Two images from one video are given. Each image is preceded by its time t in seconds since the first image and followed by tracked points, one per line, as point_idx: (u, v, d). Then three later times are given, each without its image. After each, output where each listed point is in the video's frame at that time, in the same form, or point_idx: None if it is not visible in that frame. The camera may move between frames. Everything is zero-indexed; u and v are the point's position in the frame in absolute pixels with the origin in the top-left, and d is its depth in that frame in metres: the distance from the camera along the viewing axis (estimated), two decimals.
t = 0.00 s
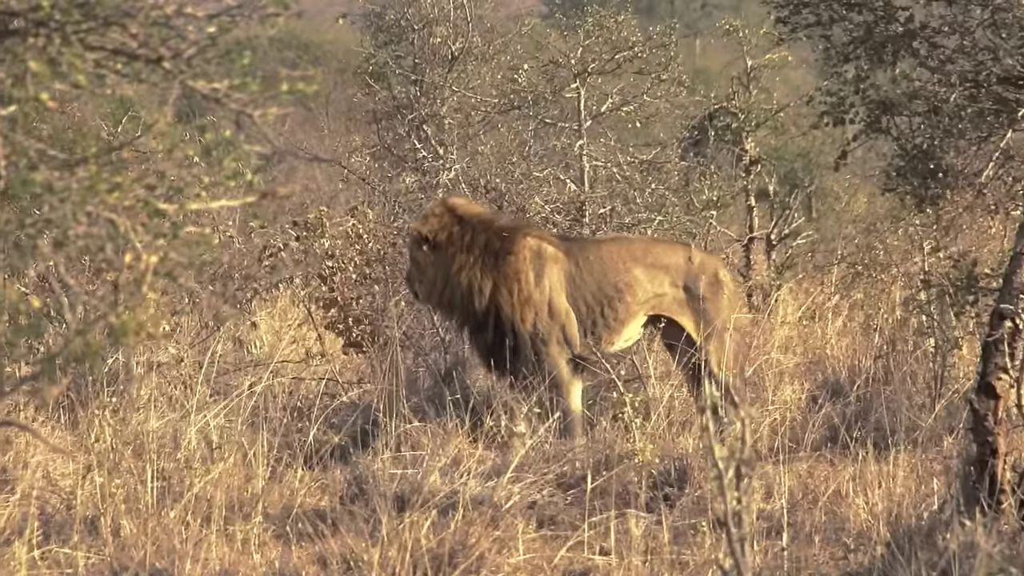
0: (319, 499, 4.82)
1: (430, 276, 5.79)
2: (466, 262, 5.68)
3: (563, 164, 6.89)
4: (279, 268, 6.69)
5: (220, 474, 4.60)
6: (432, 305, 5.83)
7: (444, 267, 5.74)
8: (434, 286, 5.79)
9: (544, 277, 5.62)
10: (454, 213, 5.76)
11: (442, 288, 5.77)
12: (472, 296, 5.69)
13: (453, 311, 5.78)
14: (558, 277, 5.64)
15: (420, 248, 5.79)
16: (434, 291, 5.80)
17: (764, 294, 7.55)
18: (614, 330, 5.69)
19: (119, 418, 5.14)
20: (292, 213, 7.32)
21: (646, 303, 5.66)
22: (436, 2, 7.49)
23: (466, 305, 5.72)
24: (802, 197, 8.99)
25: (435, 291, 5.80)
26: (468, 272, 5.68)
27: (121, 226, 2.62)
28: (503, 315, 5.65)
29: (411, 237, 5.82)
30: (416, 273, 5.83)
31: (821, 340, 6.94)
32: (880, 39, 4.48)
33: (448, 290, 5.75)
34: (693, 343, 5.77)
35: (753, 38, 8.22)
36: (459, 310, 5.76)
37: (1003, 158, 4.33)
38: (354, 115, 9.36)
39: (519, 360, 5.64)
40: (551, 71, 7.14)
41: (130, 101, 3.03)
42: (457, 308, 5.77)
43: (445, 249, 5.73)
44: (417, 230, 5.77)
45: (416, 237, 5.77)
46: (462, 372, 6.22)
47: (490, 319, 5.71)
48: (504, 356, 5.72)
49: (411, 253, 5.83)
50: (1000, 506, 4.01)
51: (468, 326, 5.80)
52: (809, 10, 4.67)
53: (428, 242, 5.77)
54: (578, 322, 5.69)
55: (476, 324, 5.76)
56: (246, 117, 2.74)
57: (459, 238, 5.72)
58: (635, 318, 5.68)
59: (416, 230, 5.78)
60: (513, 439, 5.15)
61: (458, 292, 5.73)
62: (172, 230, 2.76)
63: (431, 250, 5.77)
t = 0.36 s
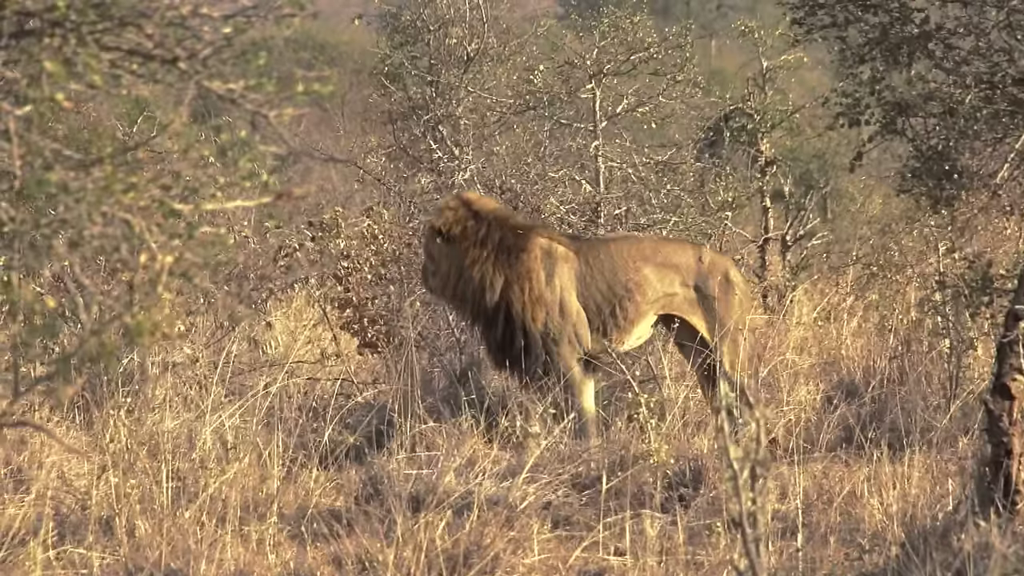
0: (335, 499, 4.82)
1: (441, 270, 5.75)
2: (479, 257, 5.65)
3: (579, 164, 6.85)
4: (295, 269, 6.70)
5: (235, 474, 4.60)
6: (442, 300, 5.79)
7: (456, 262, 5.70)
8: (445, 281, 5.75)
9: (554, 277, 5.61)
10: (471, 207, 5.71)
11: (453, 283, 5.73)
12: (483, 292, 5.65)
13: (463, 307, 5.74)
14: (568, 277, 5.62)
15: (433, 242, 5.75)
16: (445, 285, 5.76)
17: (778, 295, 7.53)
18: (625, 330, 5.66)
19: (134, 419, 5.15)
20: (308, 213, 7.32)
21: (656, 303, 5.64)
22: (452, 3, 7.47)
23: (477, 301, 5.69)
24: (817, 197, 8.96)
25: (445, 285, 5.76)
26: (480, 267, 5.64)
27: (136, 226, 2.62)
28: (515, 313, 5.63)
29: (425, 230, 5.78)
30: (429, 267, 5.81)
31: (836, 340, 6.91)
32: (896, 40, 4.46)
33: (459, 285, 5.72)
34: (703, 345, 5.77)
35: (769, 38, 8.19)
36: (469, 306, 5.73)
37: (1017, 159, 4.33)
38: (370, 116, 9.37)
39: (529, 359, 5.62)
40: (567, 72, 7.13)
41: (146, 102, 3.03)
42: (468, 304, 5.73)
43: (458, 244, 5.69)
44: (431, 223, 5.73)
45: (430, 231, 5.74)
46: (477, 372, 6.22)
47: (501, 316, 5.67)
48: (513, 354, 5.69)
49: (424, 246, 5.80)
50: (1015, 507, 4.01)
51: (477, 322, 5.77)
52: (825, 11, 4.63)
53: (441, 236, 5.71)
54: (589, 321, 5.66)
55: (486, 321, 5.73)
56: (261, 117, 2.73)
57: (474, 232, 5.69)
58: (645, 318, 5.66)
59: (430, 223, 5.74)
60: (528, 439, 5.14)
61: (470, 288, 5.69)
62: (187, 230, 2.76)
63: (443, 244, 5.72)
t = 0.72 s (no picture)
0: (342, 500, 4.82)
1: (451, 267, 5.77)
2: (489, 254, 5.65)
3: (586, 166, 6.85)
4: (302, 270, 6.77)
5: (243, 476, 4.60)
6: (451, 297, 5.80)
7: (465, 259, 5.72)
8: (454, 277, 5.76)
9: (562, 277, 5.59)
10: (480, 205, 5.71)
11: (462, 281, 5.74)
12: (492, 291, 5.66)
13: (471, 305, 5.74)
14: (576, 277, 5.61)
15: (443, 239, 5.76)
16: (453, 283, 5.77)
17: (786, 297, 7.53)
18: (632, 329, 5.65)
19: (141, 420, 5.15)
20: (316, 215, 7.33)
21: (664, 303, 5.64)
22: (460, 4, 7.46)
23: (486, 300, 5.68)
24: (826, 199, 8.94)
25: (454, 282, 5.77)
26: (490, 264, 5.65)
27: (144, 228, 2.62)
28: (522, 312, 5.62)
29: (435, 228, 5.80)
30: (439, 264, 5.82)
31: (843, 341, 6.89)
32: (904, 41, 4.44)
33: (468, 283, 5.72)
34: (710, 346, 5.75)
35: (777, 40, 8.19)
36: (477, 305, 5.72)
37: None
38: (377, 117, 9.38)
39: (536, 360, 5.60)
40: (575, 73, 7.14)
41: (154, 103, 3.03)
42: (476, 303, 5.72)
43: (468, 241, 5.71)
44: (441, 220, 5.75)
45: (440, 228, 5.75)
46: (484, 373, 6.22)
47: (509, 315, 5.66)
48: (520, 354, 5.67)
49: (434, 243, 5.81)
50: None
51: (485, 320, 5.76)
52: (832, 13, 4.62)
53: (451, 233, 5.73)
54: (597, 322, 5.65)
55: (494, 321, 5.72)
56: (269, 119, 2.72)
57: (483, 229, 5.69)
58: (653, 318, 5.65)
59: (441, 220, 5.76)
60: (536, 440, 5.14)
61: (479, 286, 5.69)
62: (195, 232, 2.76)
63: (453, 241, 5.74)
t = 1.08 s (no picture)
0: (325, 505, 4.81)
1: (434, 268, 5.79)
2: (471, 255, 5.66)
3: (569, 170, 6.85)
4: (285, 275, 6.78)
5: (226, 481, 4.59)
6: (434, 298, 5.81)
7: (447, 261, 5.74)
8: (437, 278, 5.78)
9: (544, 280, 5.61)
10: (461, 207, 5.74)
11: (445, 282, 5.74)
12: (474, 293, 5.66)
13: (454, 307, 5.74)
14: (558, 280, 5.64)
15: (426, 240, 5.79)
16: (436, 284, 5.78)
17: (768, 302, 7.57)
18: (615, 331, 5.68)
19: (124, 425, 5.13)
20: (299, 219, 7.32)
21: (647, 307, 5.64)
22: (444, 9, 7.46)
23: (468, 302, 5.68)
24: (808, 203, 8.99)
25: (437, 284, 5.78)
26: (472, 265, 5.66)
27: (127, 233, 2.61)
28: (504, 314, 5.62)
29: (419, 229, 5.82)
30: (423, 265, 5.85)
31: (826, 345, 6.92)
32: (887, 45, 4.47)
33: (451, 284, 5.72)
34: (693, 350, 5.77)
35: (760, 44, 8.23)
36: (460, 307, 5.72)
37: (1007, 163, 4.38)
38: (360, 121, 9.38)
39: (518, 362, 5.60)
40: (558, 78, 7.09)
41: (136, 108, 3.02)
42: (458, 304, 5.73)
43: (450, 242, 5.73)
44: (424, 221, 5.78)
45: (423, 229, 5.77)
46: (467, 378, 6.22)
47: (491, 317, 5.66)
48: (501, 356, 5.67)
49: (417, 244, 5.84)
50: (1005, 512, 4.03)
51: (467, 322, 5.76)
52: (816, 17, 4.66)
53: (433, 234, 5.76)
54: (580, 324, 5.68)
55: (476, 322, 5.71)
56: (253, 123, 2.72)
57: (466, 231, 5.71)
58: (635, 321, 5.67)
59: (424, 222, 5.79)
60: (519, 445, 5.14)
61: (461, 288, 5.69)
62: (178, 237, 2.76)
63: (435, 242, 5.78)
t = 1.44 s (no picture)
0: (305, 511, 4.80)
1: (408, 271, 5.74)
2: (448, 257, 5.63)
3: (547, 175, 6.91)
4: (264, 280, 6.77)
5: (206, 486, 4.58)
6: (409, 302, 5.77)
7: (422, 264, 5.70)
8: (412, 282, 5.73)
9: (521, 284, 5.62)
10: (435, 211, 5.72)
11: (421, 286, 5.71)
12: (451, 296, 5.64)
13: (430, 310, 5.71)
14: (536, 285, 5.66)
15: (401, 243, 5.74)
16: (411, 287, 5.73)
17: (747, 306, 7.61)
18: (594, 334, 5.71)
19: (103, 430, 5.12)
20: (277, 225, 7.32)
21: (626, 312, 5.68)
22: (421, 15, 7.49)
23: (444, 305, 5.65)
24: (787, 207, 9.04)
25: (412, 287, 5.74)
26: (449, 267, 5.63)
27: (106, 238, 2.62)
28: (482, 318, 5.62)
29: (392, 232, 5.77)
30: (396, 268, 5.79)
31: (805, 350, 6.96)
32: (865, 50, 4.52)
33: (427, 288, 5.69)
34: (670, 354, 5.80)
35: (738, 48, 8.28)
36: (436, 310, 5.69)
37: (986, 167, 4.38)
38: (339, 126, 9.38)
39: (497, 366, 5.62)
40: (537, 82, 7.18)
41: (116, 113, 3.02)
42: (434, 308, 5.70)
43: (425, 246, 5.70)
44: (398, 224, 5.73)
45: (397, 232, 5.73)
46: (447, 383, 6.24)
47: (468, 321, 5.65)
48: (480, 360, 5.68)
49: (391, 247, 5.79)
50: (985, 516, 4.04)
51: (444, 325, 5.74)
52: (794, 22, 4.70)
53: (407, 238, 5.71)
54: (558, 327, 5.72)
55: (453, 326, 5.69)
56: (231, 129, 2.73)
57: (441, 234, 5.68)
58: (614, 326, 5.70)
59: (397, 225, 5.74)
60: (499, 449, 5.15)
61: (437, 291, 5.66)
62: (157, 243, 2.76)
63: (410, 245, 5.73)
